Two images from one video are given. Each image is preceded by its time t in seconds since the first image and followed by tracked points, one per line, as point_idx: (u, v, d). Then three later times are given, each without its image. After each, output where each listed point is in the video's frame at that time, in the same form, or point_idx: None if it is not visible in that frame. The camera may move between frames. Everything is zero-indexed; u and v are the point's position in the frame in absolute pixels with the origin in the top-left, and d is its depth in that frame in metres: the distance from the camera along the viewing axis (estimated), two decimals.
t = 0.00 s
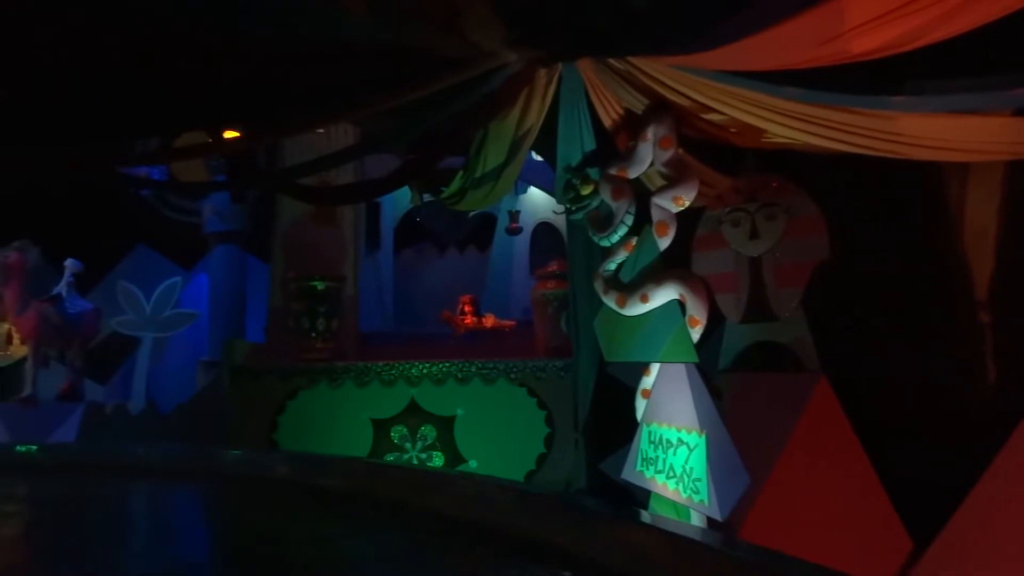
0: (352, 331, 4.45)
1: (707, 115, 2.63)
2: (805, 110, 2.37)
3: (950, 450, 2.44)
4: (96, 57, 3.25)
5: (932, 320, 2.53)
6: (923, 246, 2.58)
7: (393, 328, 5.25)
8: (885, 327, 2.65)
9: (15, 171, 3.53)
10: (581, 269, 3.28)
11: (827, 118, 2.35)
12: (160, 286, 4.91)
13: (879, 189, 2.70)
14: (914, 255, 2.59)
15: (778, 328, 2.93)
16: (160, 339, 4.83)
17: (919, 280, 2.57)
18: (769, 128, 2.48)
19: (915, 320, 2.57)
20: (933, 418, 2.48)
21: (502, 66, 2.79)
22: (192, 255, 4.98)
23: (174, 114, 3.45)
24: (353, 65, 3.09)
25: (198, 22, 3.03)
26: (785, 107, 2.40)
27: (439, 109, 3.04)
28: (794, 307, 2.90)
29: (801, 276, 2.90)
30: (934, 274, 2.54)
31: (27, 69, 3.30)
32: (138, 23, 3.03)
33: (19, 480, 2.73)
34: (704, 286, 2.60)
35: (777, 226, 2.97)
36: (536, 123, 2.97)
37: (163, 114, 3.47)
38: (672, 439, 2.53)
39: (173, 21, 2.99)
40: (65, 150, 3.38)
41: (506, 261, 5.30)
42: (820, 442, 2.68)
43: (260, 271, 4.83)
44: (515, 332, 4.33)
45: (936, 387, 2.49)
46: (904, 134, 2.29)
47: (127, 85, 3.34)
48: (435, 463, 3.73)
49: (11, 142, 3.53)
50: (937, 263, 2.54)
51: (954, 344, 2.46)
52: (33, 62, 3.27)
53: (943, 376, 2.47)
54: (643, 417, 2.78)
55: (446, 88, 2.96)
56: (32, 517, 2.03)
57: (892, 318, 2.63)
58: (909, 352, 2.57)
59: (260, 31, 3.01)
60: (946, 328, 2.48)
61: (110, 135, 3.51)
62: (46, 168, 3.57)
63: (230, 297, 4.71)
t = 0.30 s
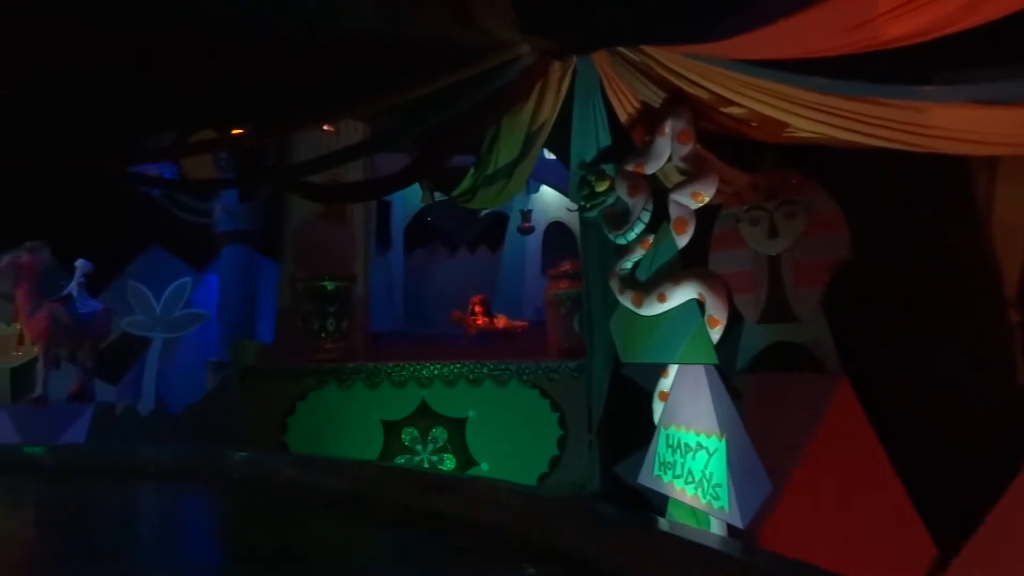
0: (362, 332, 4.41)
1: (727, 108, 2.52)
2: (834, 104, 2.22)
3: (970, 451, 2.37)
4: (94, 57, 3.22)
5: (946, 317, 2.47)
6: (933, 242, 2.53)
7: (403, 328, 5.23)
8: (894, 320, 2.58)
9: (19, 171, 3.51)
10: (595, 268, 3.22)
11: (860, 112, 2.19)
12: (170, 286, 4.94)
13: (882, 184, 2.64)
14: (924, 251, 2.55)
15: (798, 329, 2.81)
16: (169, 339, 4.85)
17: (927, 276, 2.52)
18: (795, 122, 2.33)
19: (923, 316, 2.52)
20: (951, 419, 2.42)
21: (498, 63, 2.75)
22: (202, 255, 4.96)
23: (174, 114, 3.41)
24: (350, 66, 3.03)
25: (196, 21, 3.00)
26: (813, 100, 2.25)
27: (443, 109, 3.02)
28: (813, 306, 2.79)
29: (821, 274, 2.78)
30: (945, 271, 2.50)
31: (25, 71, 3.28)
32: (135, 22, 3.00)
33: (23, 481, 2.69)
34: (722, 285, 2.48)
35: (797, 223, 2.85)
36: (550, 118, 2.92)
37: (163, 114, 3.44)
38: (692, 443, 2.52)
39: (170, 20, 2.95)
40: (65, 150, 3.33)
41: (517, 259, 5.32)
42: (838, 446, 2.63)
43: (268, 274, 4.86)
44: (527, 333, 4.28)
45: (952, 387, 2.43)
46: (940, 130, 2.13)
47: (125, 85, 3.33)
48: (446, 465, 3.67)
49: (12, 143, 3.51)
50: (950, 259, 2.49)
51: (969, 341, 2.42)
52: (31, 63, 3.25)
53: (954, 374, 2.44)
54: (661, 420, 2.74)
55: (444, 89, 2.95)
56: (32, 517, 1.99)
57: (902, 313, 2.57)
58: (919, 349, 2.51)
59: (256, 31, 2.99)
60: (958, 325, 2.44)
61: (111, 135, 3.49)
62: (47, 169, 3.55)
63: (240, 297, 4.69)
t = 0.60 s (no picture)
0: (373, 332, 4.36)
1: (749, 100, 2.44)
2: (852, 93, 2.15)
3: (995, 448, 2.26)
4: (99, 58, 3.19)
5: (978, 311, 2.35)
6: (966, 236, 2.41)
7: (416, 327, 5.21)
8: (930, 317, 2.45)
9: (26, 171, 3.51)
10: (611, 267, 3.16)
11: (878, 101, 2.12)
12: (183, 286, 4.92)
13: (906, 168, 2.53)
14: (959, 245, 2.42)
15: (821, 330, 2.72)
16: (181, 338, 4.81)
17: (964, 272, 2.39)
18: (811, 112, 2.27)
19: (957, 311, 2.39)
20: (983, 416, 2.29)
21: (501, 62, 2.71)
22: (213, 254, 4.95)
23: (180, 113, 3.36)
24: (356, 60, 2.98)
25: (194, 21, 2.96)
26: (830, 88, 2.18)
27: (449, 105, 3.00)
28: (837, 306, 2.68)
29: (845, 274, 2.68)
30: (979, 265, 2.37)
31: (30, 70, 3.26)
32: (136, 22, 2.96)
33: (29, 483, 2.67)
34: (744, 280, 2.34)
35: (820, 221, 2.75)
36: (566, 115, 2.93)
37: (168, 114, 3.39)
38: (714, 449, 2.60)
39: (169, 20, 2.95)
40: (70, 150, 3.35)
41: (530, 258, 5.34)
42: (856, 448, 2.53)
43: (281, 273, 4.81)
44: (541, 333, 4.22)
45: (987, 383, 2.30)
46: (969, 122, 2.05)
47: (133, 85, 3.28)
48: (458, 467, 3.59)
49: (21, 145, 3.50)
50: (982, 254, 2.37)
51: (1001, 339, 2.30)
52: (34, 65, 3.24)
53: (991, 369, 2.30)
54: (681, 425, 2.85)
55: (445, 88, 2.95)
56: (34, 521, 1.96)
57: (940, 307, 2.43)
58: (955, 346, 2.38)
59: (259, 28, 2.92)
60: (992, 320, 2.32)
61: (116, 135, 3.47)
62: (48, 169, 3.65)
63: (252, 296, 4.67)
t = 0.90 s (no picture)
0: (387, 332, 4.33)
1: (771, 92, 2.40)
2: (873, 79, 2.06)
3: (1016, 439, 2.34)
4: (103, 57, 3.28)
5: (1002, 305, 2.41)
6: (994, 231, 2.43)
7: (428, 328, 5.20)
8: (957, 309, 2.48)
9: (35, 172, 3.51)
10: (626, 268, 3.07)
11: (901, 89, 2.03)
12: (195, 287, 4.93)
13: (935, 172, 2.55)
14: (984, 238, 2.45)
15: (845, 329, 2.66)
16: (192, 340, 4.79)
17: (990, 265, 2.43)
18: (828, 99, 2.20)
19: (981, 304, 2.44)
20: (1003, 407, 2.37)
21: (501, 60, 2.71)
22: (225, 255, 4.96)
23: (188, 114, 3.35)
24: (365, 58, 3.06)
25: (194, 21, 3.10)
26: (848, 75, 2.09)
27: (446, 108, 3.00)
28: (862, 305, 2.64)
29: (869, 273, 2.64)
30: (1003, 259, 2.42)
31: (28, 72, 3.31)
32: (135, 22, 3.10)
33: (42, 486, 2.67)
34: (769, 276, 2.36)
35: (843, 219, 2.66)
36: (582, 107, 2.82)
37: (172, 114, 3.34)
38: (737, 452, 2.38)
39: (169, 20, 3.10)
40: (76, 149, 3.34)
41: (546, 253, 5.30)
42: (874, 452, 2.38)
43: (293, 272, 4.82)
44: (556, 333, 4.17)
45: (1011, 373, 2.37)
46: (1002, 111, 1.98)
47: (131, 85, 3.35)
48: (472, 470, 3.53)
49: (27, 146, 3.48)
50: (1007, 248, 2.41)
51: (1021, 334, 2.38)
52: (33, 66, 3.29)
53: (1012, 363, 2.38)
54: (702, 429, 2.61)
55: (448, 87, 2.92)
56: (46, 525, 1.96)
57: (966, 300, 2.47)
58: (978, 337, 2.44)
59: (261, 28, 3.09)
60: (1015, 312, 2.39)
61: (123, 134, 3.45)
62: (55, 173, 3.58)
63: (265, 297, 4.64)
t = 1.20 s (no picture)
0: (397, 332, 4.27)
1: (796, 82, 2.29)
2: (891, 63, 2.00)
3: None
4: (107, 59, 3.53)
5: None
6: None
7: (441, 328, 5.16)
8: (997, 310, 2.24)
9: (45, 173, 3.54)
10: (642, 268, 3.02)
11: (932, 76, 1.93)
12: (205, 287, 4.89)
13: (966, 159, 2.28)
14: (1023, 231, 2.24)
15: (869, 329, 2.51)
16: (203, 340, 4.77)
17: None
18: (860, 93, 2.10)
19: None
20: None
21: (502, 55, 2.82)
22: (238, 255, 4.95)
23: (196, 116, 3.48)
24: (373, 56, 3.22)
25: (194, 21, 3.32)
26: (879, 61, 2.01)
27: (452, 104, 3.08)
28: (887, 306, 2.46)
29: (894, 270, 2.47)
30: None
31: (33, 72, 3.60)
32: (136, 22, 3.32)
33: (52, 491, 2.66)
34: (796, 269, 2.18)
35: (865, 216, 2.57)
36: (597, 99, 2.79)
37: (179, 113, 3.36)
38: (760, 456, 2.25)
39: (169, 20, 3.31)
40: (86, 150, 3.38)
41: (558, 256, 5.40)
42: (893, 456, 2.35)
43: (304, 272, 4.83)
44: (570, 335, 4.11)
45: None
46: None
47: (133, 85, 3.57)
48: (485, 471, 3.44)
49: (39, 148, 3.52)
50: None
51: None
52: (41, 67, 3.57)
53: None
54: (723, 434, 2.50)
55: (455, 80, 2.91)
56: (55, 531, 1.96)
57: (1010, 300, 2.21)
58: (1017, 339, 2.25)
59: (262, 30, 3.30)
60: None
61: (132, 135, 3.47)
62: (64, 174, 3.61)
63: (276, 297, 4.59)
